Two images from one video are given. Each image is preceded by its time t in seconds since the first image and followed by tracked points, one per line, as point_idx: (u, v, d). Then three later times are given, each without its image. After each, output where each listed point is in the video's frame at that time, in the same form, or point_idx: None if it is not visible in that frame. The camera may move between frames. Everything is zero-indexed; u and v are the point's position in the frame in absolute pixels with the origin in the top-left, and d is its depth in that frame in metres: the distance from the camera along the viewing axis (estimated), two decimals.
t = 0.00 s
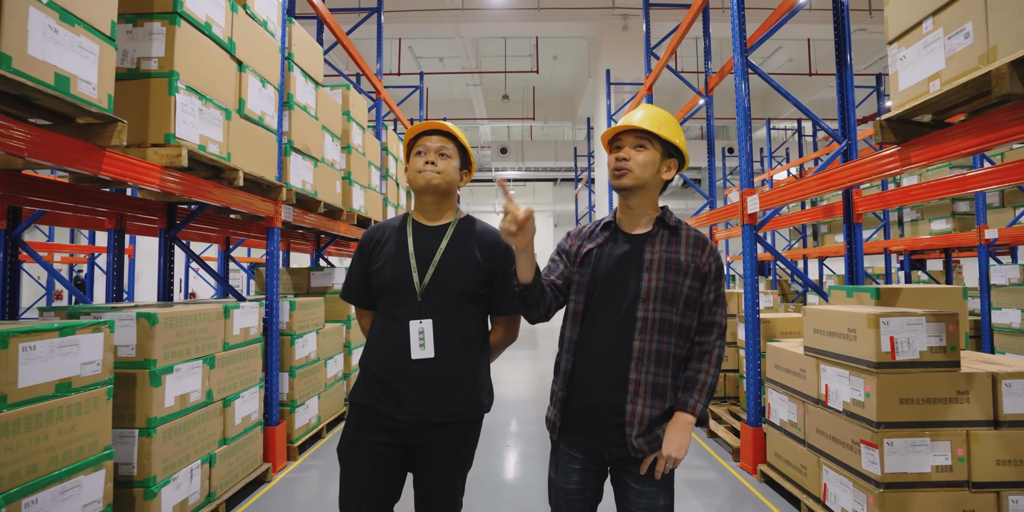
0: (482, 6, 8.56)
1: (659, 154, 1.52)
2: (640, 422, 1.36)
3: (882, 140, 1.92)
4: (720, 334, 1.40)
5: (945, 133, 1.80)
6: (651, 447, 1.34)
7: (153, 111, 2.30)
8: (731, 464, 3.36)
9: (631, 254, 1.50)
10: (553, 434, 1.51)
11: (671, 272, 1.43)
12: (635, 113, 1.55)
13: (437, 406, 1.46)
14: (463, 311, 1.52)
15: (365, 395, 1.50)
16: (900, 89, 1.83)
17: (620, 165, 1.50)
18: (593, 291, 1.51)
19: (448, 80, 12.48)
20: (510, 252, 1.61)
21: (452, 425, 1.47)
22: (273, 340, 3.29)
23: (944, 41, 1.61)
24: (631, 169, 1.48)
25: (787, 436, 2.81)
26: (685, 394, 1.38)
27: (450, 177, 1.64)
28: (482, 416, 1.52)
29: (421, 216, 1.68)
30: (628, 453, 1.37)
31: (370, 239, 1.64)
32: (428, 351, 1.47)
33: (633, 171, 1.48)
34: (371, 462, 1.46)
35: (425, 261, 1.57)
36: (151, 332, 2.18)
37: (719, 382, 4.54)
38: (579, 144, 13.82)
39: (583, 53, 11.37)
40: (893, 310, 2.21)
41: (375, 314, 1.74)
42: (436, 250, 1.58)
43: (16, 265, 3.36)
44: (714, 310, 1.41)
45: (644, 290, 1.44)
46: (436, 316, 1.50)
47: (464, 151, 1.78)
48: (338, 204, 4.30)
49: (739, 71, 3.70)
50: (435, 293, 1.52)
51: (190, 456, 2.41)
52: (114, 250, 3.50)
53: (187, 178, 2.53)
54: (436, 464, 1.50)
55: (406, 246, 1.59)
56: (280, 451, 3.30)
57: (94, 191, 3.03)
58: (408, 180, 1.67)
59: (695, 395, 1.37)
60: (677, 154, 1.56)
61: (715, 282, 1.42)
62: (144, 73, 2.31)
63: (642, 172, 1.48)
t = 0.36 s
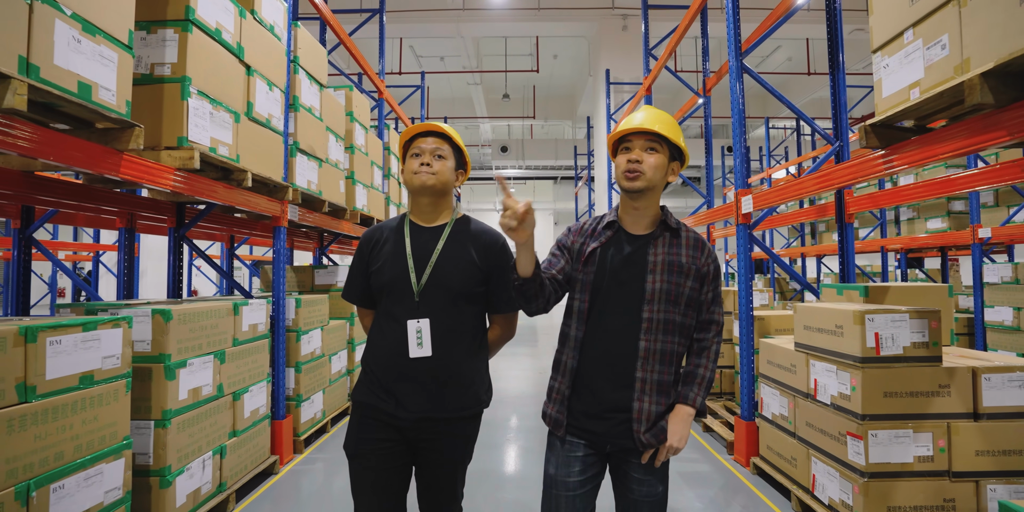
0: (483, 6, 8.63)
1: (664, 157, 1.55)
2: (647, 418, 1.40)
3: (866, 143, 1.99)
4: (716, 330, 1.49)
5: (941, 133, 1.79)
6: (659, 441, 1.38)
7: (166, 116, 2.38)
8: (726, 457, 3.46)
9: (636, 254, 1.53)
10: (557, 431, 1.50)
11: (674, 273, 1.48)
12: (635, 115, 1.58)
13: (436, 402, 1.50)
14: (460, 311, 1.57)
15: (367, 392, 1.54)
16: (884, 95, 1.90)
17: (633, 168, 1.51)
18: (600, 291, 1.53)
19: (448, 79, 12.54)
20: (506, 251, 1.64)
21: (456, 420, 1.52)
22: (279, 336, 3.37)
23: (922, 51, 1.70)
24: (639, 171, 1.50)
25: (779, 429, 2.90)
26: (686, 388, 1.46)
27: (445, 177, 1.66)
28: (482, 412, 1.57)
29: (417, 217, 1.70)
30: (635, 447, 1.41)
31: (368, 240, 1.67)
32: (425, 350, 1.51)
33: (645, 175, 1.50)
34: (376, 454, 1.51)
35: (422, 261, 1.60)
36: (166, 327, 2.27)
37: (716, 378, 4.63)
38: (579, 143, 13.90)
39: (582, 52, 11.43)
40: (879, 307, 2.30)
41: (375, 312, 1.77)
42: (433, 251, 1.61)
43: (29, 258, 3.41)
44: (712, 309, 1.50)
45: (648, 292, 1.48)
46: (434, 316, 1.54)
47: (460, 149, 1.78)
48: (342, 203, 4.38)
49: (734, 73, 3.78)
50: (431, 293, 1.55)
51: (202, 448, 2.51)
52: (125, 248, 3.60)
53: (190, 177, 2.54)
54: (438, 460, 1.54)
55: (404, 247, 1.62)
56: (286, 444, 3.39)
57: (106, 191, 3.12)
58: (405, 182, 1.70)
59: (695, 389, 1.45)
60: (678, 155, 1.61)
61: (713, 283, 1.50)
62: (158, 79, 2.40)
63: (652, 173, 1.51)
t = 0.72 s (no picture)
0: (484, 7, 8.71)
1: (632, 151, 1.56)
2: (652, 410, 1.48)
3: (853, 149, 2.09)
4: (698, 320, 1.58)
5: (932, 135, 1.82)
6: (665, 432, 1.46)
7: (180, 119, 2.47)
8: (721, 451, 3.55)
9: (624, 253, 1.59)
10: (558, 430, 1.54)
11: (661, 269, 1.57)
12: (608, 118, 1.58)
13: (430, 401, 1.50)
14: (449, 307, 1.58)
15: (359, 394, 1.52)
16: (870, 102, 1.99)
17: (625, 173, 1.52)
18: (599, 288, 1.57)
19: (449, 78, 12.63)
20: (489, 246, 1.69)
21: (447, 420, 1.52)
22: (286, 334, 3.46)
23: (904, 62, 1.79)
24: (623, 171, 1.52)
25: (771, 424, 2.99)
26: (679, 378, 1.53)
27: (426, 175, 1.68)
28: (474, 408, 1.57)
29: (398, 214, 1.71)
30: (639, 439, 1.48)
31: (348, 242, 1.66)
32: (417, 348, 1.50)
33: (637, 178, 1.53)
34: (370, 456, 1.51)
35: (408, 259, 1.60)
36: (180, 323, 2.36)
37: (712, 375, 4.73)
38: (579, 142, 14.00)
39: (582, 52, 11.52)
40: (866, 305, 2.39)
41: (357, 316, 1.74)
42: (418, 248, 1.62)
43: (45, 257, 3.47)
44: (692, 300, 1.59)
45: (641, 288, 1.55)
46: (424, 313, 1.54)
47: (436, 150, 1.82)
48: (346, 203, 4.47)
49: (730, 77, 3.87)
50: (420, 290, 1.56)
51: (214, 440, 2.60)
52: (136, 247, 3.69)
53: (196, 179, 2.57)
54: (434, 458, 1.53)
55: (389, 246, 1.62)
56: (293, 438, 3.49)
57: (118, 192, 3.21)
58: (386, 183, 1.71)
59: (687, 379, 1.52)
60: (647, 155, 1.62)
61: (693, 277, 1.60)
62: (172, 84, 2.49)
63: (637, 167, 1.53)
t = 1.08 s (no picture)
0: (486, 10, 8.82)
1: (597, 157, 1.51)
2: (663, 399, 1.35)
3: (842, 155, 2.19)
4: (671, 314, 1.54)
5: (925, 139, 1.89)
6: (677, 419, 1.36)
7: (197, 125, 2.57)
8: (718, 447, 3.64)
9: (610, 240, 1.46)
10: (568, 440, 1.32)
11: (649, 263, 1.47)
12: (571, 125, 1.52)
13: (420, 399, 1.49)
14: (434, 304, 1.57)
15: (346, 394, 1.51)
16: (858, 111, 2.09)
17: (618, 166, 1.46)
18: (607, 278, 1.40)
19: (451, 80, 12.72)
20: (471, 243, 1.70)
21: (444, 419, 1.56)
22: (295, 333, 3.55)
23: (888, 74, 1.91)
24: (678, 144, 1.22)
25: (767, 420, 3.09)
26: (672, 369, 1.46)
27: (410, 175, 1.65)
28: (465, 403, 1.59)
29: (381, 214, 1.67)
30: (653, 432, 1.33)
31: (329, 242, 1.61)
32: (405, 346, 1.49)
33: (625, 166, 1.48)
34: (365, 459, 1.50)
35: (392, 258, 1.57)
36: (197, 322, 2.45)
37: (710, 373, 4.82)
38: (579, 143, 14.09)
39: (583, 54, 11.61)
40: (856, 304, 2.49)
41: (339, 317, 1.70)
42: (402, 246, 1.60)
43: (59, 257, 3.58)
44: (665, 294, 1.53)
45: (637, 280, 1.41)
46: (411, 310, 1.52)
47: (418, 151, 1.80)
48: (352, 205, 4.56)
49: (727, 82, 3.97)
50: (406, 288, 1.54)
51: (227, 435, 2.68)
52: (148, 248, 3.78)
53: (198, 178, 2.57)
54: (427, 459, 1.52)
55: (371, 245, 1.58)
56: (301, 433, 3.57)
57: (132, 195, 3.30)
58: (369, 185, 1.67)
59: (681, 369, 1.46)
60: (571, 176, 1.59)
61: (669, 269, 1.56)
62: (189, 91, 2.59)
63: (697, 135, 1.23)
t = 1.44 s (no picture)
0: (488, 16, 8.93)
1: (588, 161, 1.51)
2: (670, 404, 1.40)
3: (836, 163, 2.27)
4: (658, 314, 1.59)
5: (924, 147, 1.93)
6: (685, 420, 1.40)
7: (210, 133, 2.64)
8: (718, 448, 3.70)
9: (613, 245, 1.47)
10: (585, 456, 1.29)
11: (646, 267, 1.52)
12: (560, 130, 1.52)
13: (415, 404, 1.44)
14: (427, 307, 1.52)
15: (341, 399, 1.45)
16: (851, 120, 2.17)
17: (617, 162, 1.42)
18: (619, 286, 1.41)
19: (452, 84, 12.81)
20: (462, 244, 1.66)
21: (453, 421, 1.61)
22: (302, 335, 3.61)
23: (879, 85, 1.99)
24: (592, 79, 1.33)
25: (765, 420, 3.15)
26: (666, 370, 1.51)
27: (398, 182, 1.61)
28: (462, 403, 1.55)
29: (368, 219, 1.61)
30: (660, 436, 1.38)
31: (317, 250, 1.54)
32: (394, 351, 1.44)
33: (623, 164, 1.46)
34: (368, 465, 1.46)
35: (384, 262, 1.52)
36: (210, 325, 2.52)
37: (710, 375, 4.89)
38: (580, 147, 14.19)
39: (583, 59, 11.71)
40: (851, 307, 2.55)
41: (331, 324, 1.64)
42: (393, 250, 1.54)
43: (71, 260, 3.64)
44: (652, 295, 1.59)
45: (640, 286, 1.45)
46: (403, 315, 1.47)
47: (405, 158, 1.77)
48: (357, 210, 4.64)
49: (725, 90, 4.06)
50: (399, 293, 1.49)
51: (238, 435, 2.74)
52: (158, 252, 3.85)
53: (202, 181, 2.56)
54: (430, 464, 1.45)
55: (360, 249, 1.52)
56: (308, 434, 3.64)
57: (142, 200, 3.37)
58: (357, 192, 1.62)
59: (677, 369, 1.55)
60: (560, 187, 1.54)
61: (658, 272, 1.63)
62: (202, 101, 2.66)
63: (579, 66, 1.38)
